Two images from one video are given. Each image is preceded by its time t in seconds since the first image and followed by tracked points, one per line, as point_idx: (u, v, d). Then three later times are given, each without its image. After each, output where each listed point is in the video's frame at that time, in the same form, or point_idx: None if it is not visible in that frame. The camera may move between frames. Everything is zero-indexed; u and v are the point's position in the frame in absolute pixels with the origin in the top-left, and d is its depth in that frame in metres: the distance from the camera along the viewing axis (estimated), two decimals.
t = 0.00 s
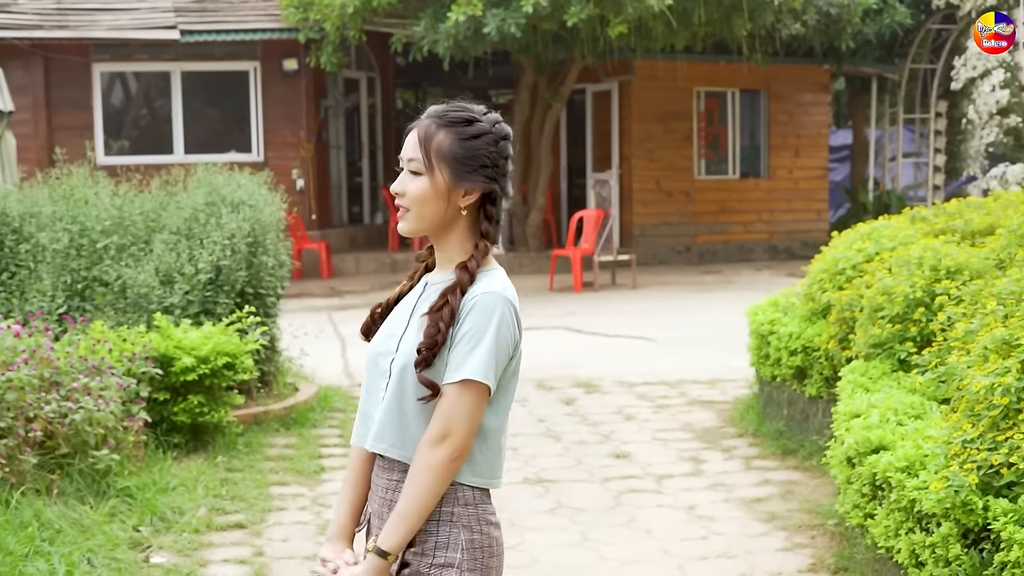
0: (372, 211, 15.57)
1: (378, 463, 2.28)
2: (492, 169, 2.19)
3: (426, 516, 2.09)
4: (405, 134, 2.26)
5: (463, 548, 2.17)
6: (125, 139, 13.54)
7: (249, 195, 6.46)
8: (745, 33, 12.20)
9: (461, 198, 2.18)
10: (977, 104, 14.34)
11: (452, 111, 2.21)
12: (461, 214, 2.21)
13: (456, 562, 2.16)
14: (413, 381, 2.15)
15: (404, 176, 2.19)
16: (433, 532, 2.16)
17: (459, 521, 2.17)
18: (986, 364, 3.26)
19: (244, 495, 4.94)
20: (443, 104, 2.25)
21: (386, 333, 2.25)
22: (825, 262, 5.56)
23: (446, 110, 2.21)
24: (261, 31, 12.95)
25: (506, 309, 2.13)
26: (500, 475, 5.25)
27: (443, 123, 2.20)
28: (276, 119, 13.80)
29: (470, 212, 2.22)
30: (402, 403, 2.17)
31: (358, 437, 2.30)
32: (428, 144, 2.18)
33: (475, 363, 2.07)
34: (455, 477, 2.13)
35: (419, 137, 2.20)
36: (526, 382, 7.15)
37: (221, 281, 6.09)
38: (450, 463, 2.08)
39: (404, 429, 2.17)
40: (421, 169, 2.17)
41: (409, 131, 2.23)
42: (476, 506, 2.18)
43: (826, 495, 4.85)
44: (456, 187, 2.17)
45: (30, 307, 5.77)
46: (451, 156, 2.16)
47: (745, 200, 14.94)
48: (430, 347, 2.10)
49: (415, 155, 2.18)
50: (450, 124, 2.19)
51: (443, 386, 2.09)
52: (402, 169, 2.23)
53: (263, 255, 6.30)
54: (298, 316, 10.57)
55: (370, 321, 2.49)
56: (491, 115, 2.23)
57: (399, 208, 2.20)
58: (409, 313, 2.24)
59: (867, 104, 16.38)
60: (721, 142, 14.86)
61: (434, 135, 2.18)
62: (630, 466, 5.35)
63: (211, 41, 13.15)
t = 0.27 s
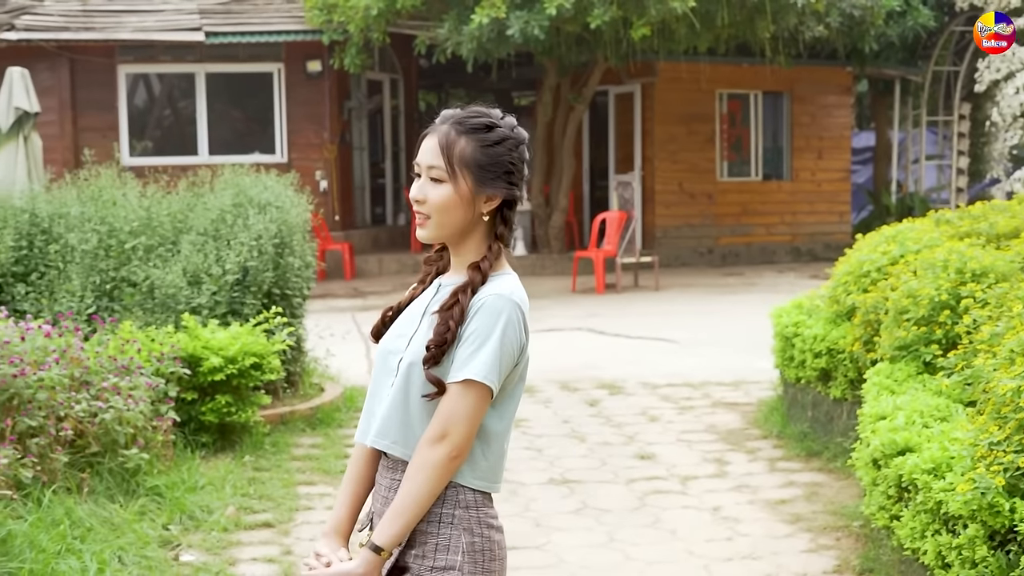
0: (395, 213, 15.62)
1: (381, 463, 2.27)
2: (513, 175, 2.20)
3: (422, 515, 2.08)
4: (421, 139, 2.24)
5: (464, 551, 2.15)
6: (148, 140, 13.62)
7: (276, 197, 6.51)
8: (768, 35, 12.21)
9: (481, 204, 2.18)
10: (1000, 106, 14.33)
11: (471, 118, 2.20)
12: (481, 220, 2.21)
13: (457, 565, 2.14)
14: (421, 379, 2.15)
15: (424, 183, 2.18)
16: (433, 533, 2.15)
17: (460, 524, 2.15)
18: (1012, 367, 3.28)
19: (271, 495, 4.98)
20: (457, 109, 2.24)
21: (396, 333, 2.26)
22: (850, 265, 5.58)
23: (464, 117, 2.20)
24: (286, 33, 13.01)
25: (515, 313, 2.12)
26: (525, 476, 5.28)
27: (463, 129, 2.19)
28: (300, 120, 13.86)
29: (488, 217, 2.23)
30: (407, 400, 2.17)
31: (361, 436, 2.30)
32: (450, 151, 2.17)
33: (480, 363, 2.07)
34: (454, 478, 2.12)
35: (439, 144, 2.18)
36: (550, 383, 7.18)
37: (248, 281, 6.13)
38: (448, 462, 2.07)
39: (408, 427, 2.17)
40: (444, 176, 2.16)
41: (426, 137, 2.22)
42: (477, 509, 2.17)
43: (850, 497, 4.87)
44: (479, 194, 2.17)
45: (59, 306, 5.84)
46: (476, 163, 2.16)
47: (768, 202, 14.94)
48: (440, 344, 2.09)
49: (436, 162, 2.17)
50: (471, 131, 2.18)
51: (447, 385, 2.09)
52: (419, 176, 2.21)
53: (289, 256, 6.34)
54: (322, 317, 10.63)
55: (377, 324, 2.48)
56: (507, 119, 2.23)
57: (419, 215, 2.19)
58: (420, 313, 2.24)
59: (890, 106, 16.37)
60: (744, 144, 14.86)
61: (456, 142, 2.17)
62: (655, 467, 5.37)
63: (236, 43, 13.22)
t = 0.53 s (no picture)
0: (420, 213, 15.68)
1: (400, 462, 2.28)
2: (534, 176, 2.21)
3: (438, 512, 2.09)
4: (441, 142, 2.26)
5: (482, 551, 2.16)
6: (174, 141, 13.70)
7: (306, 198, 6.56)
8: (794, 35, 12.21)
9: (503, 206, 2.20)
10: None
11: (492, 120, 2.22)
12: (503, 220, 2.23)
13: (475, 565, 2.15)
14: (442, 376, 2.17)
15: (445, 185, 2.19)
16: (453, 533, 2.16)
17: (479, 524, 2.16)
18: None
19: (303, 492, 5.03)
20: (477, 111, 2.26)
21: (418, 333, 2.27)
22: (878, 264, 5.58)
23: (484, 119, 2.22)
24: (312, 35, 13.07)
25: (531, 312, 2.13)
26: (555, 474, 5.31)
27: (484, 131, 2.21)
28: (327, 121, 13.92)
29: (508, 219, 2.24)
30: (428, 399, 2.18)
31: (382, 435, 2.30)
32: (471, 153, 2.18)
33: (497, 361, 2.08)
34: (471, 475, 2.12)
35: (460, 146, 2.20)
36: (578, 383, 7.21)
37: (279, 281, 6.16)
38: (463, 459, 2.08)
39: (428, 426, 2.18)
40: (466, 178, 2.18)
41: (446, 138, 2.24)
42: (497, 510, 2.18)
43: (880, 496, 4.88)
44: (501, 195, 2.19)
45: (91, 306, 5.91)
46: (498, 165, 2.17)
47: (794, 202, 14.93)
48: (458, 342, 2.10)
49: (458, 164, 2.19)
50: (492, 133, 2.20)
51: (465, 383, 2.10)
52: (440, 178, 2.23)
53: (319, 256, 6.38)
54: (350, 317, 10.68)
55: (398, 325, 2.49)
56: (528, 119, 2.25)
57: (441, 217, 2.20)
58: (442, 314, 2.26)
59: (916, 106, 16.34)
60: (770, 145, 14.86)
61: (478, 144, 2.19)
62: (684, 466, 5.40)
63: (263, 45, 13.28)
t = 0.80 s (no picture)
0: (452, 212, 15.73)
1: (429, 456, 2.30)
2: (557, 171, 2.21)
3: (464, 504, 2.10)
4: (464, 139, 2.26)
5: (512, 546, 2.17)
6: (207, 140, 13.79)
7: (341, 196, 6.60)
8: (826, 35, 12.19)
9: (527, 201, 2.20)
10: None
11: (513, 116, 2.22)
12: (527, 215, 2.23)
13: (506, 560, 2.16)
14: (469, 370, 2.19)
15: (469, 182, 2.20)
16: (484, 527, 2.18)
17: (509, 519, 2.18)
18: None
19: (339, 488, 5.07)
20: (500, 107, 2.26)
21: (447, 329, 2.29)
22: (913, 263, 5.59)
23: (506, 115, 2.22)
24: (344, 35, 13.13)
25: (557, 304, 2.14)
26: (589, 471, 5.34)
27: (506, 127, 2.21)
28: (359, 121, 13.97)
29: (533, 213, 2.24)
30: (456, 393, 2.20)
31: (412, 429, 2.32)
32: (494, 150, 2.19)
33: (521, 354, 2.08)
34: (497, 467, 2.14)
35: (483, 143, 2.20)
36: (611, 381, 7.23)
37: (315, 279, 6.21)
38: (489, 452, 2.09)
39: (457, 419, 2.21)
40: (489, 175, 2.18)
41: (469, 135, 2.24)
42: (526, 505, 2.20)
43: (913, 494, 4.89)
44: (525, 190, 2.19)
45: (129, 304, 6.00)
46: (521, 160, 2.18)
47: (826, 202, 14.91)
48: (484, 336, 2.12)
49: (481, 161, 2.19)
50: (515, 128, 2.20)
51: (491, 376, 2.11)
52: (464, 174, 2.23)
53: (355, 255, 6.42)
54: (382, 315, 10.73)
55: (426, 321, 2.52)
56: (550, 114, 2.25)
57: (465, 214, 2.21)
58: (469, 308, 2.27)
59: (949, 105, 16.28)
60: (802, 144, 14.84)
61: (501, 140, 2.19)
62: (717, 464, 5.41)
63: (296, 45, 13.35)
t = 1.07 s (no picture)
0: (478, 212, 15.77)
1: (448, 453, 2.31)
2: (571, 169, 2.23)
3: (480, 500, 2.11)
4: (479, 137, 2.27)
5: (537, 542, 2.21)
6: (234, 140, 13.85)
7: (370, 195, 6.63)
8: (854, 35, 12.17)
9: (541, 199, 2.22)
10: None
11: (527, 114, 2.23)
12: (542, 213, 2.25)
13: (532, 556, 2.20)
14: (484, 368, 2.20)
15: (484, 180, 2.22)
16: (509, 524, 2.21)
17: (533, 515, 2.22)
18: None
19: (370, 485, 5.11)
20: (514, 105, 2.28)
21: (464, 327, 2.31)
22: (941, 263, 5.59)
23: (520, 113, 2.24)
24: (372, 35, 13.19)
25: (571, 301, 2.16)
26: (617, 469, 5.37)
27: (520, 126, 2.22)
28: (386, 121, 14.03)
29: (547, 211, 2.26)
30: (473, 391, 2.22)
31: (433, 428, 2.34)
32: (509, 148, 2.20)
33: (536, 352, 2.11)
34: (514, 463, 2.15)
35: (497, 141, 2.22)
36: (638, 380, 7.25)
37: (344, 278, 6.24)
38: (505, 448, 2.10)
39: (475, 417, 2.22)
40: (504, 173, 2.20)
41: (484, 133, 2.26)
42: (549, 501, 2.23)
43: (941, 493, 4.90)
44: (539, 188, 2.21)
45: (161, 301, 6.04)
46: (535, 159, 2.19)
47: (852, 202, 14.90)
48: (501, 334, 2.15)
49: (496, 159, 2.21)
50: (529, 127, 2.21)
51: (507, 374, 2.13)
52: (479, 172, 2.25)
53: (385, 254, 6.44)
54: (409, 314, 10.77)
55: (443, 320, 2.53)
56: (564, 111, 2.26)
57: (479, 212, 2.23)
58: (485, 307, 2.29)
59: (976, 105, 16.24)
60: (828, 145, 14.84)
61: (514, 139, 2.20)
62: (745, 462, 5.44)
63: (325, 45, 13.41)
